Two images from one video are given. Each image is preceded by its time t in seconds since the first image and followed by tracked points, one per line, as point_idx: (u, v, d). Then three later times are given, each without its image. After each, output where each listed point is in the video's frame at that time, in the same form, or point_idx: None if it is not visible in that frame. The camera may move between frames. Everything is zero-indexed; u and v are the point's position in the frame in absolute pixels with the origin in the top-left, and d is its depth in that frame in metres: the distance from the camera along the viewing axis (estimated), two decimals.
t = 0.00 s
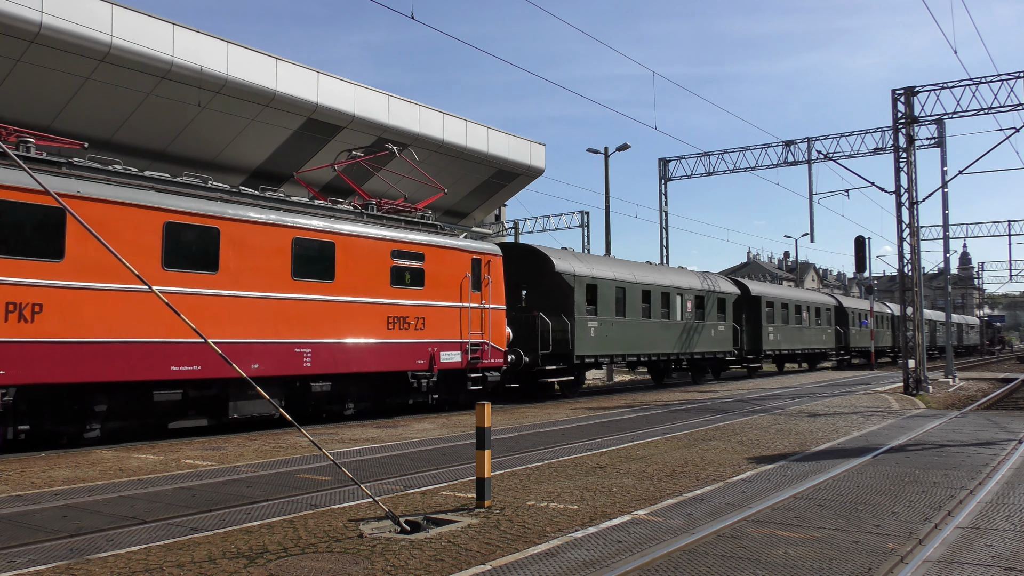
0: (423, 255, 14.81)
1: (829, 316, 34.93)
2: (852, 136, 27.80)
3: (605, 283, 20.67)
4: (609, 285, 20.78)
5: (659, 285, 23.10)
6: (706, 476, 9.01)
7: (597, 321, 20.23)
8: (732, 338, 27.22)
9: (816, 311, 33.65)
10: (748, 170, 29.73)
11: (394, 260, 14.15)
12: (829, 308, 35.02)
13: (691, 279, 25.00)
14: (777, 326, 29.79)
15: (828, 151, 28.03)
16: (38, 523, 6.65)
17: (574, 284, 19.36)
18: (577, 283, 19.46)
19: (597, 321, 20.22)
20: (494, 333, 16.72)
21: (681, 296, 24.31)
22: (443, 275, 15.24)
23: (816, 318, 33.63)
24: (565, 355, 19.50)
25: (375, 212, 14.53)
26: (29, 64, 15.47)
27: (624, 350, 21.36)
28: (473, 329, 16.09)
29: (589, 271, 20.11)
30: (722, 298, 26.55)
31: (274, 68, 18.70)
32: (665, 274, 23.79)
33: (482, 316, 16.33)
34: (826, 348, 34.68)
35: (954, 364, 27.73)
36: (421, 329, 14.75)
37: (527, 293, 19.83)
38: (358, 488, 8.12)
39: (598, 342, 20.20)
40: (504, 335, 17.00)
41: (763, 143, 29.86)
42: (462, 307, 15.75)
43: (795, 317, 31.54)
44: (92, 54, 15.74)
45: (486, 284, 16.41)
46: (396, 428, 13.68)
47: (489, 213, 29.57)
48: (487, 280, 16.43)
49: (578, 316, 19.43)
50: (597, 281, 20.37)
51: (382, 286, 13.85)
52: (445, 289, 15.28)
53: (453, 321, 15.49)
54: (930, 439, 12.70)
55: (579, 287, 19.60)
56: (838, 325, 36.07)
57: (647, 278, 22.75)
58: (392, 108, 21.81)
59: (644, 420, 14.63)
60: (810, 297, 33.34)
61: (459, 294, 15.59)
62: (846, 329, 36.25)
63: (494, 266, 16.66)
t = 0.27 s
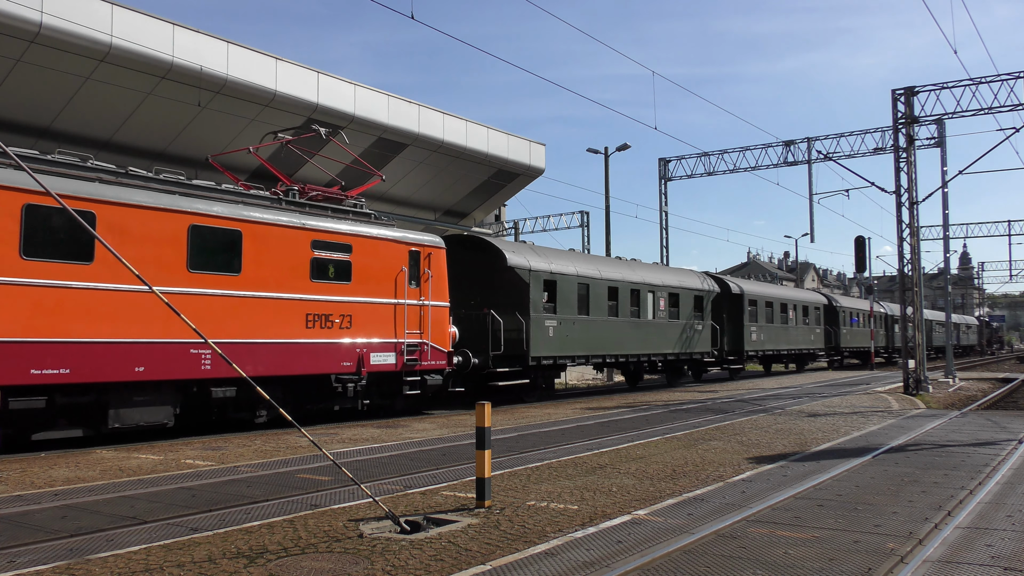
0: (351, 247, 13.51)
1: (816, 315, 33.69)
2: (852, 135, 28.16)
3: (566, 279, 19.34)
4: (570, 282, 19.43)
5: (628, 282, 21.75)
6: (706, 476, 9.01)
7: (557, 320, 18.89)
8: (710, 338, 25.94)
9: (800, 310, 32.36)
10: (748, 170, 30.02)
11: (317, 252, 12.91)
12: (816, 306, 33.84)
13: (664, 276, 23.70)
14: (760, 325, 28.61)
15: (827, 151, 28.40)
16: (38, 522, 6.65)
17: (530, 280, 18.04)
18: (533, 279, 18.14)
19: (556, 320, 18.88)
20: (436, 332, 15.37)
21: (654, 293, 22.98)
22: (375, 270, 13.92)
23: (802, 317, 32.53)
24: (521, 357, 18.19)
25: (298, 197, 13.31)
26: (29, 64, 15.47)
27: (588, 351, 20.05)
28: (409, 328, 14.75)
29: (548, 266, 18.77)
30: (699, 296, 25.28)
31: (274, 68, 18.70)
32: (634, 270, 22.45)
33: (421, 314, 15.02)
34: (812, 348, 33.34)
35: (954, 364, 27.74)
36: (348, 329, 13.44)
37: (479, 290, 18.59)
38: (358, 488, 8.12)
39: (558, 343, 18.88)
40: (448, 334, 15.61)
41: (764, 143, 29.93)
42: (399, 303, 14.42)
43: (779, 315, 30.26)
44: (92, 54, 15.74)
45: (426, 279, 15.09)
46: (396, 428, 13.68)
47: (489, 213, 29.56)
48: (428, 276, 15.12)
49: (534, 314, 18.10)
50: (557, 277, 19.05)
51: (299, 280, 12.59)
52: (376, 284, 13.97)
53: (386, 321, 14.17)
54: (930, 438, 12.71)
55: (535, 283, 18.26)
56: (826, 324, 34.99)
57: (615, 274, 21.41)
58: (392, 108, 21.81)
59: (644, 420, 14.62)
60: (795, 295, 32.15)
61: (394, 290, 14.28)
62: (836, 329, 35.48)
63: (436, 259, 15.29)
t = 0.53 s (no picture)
0: (262, 237, 12.14)
1: (803, 313, 32.55)
2: (852, 136, 29.09)
3: (520, 275, 17.92)
4: (523, 277, 18.00)
5: (591, 279, 20.27)
6: (707, 476, 9.01)
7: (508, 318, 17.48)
8: (685, 338, 24.60)
9: (785, 310, 31.14)
10: (748, 170, 30.95)
11: (218, 241, 11.52)
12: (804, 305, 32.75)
13: (634, 273, 22.28)
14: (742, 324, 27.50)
15: (828, 151, 29.22)
16: (38, 523, 6.65)
17: (477, 275, 16.65)
18: (481, 274, 16.76)
19: (507, 318, 17.45)
20: (364, 331, 13.90)
21: (621, 291, 21.55)
22: (292, 261, 12.55)
23: (788, 316, 31.44)
24: (466, 358, 16.79)
25: (201, 180, 11.99)
26: (29, 64, 15.47)
27: (544, 352, 18.62)
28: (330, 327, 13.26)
29: (498, 260, 17.37)
30: (672, 293, 23.95)
31: (274, 68, 18.70)
32: (600, 266, 21.03)
33: (346, 311, 13.56)
34: (798, 348, 32.10)
35: (954, 364, 27.74)
36: (258, 328, 12.01)
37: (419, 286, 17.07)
38: (358, 488, 8.11)
39: (509, 343, 17.49)
40: (379, 332, 14.15)
41: (764, 143, 29.98)
42: (319, 299, 13.04)
43: (762, 315, 29.11)
44: (92, 54, 15.75)
45: (353, 274, 13.69)
46: (396, 428, 13.67)
47: (489, 213, 29.58)
48: (355, 269, 13.74)
49: (482, 312, 16.69)
50: (509, 272, 17.63)
51: (199, 273, 11.23)
52: (290, 279, 12.54)
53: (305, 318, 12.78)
54: (930, 438, 12.71)
55: (483, 278, 16.84)
56: (814, 323, 33.96)
57: (576, 269, 19.96)
58: (392, 108, 21.81)
59: (643, 420, 14.62)
60: (781, 294, 30.99)
61: (314, 284, 12.93)
62: (826, 329, 34.48)
63: (366, 253, 13.93)
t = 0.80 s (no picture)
0: (168, 225, 11.02)
1: (789, 311, 31.56)
2: (852, 135, 28.79)
3: (475, 270, 16.73)
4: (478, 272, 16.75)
5: (555, 275, 18.99)
6: (707, 476, 9.00)
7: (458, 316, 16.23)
8: (662, 337, 23.50)
9: (771, 309, 30.13)
10: (748, 169, 30.82)
11: (113, 229, 10.39)
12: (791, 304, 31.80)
13: (605, 269, 21.00)
14: (723, 323, 26.52)
15: (827, 150, 29.07)
16: (38, 523, 6.65)
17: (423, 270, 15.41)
18: (430, 269, 15.54)
19: (457, 316, 16.22)
20: (291, 330, 12.78)
21: (589, 288, 20.27)
22: (205, 253, 11.44)
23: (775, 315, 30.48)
24: (411, 359, 15.62)
25: (102, 162, 10.84)
26: (29, 64, 15.47)
27: (502, 353, 17.41)
28: (248, 326, 12.11)
29: (449, 254, 16.11)
30: (647, 291, 22.75)
31: (274, 68, 18.70)
32: (567, 261, 19.76)
33: (270, 309, 12.45)
34: (785, 349, 31.06)
35: (954, 364, 27.74)
36: (162, 326, 10.99)
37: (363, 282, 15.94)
38: (358, 488, 8.11)
39: (460, 344, 16.26)
40: (308, 332, 13.09)
41: (764, 143, 30.00)
42: (236, 295, 11.92)
43: (745, 314, 28.13)
44: (92, 53, 15.74)
45: (278, 267, 12.58)
46: (396, 428, 13.66)
47: (489, 213, 29.60)
48: (279, 263, 12.61)
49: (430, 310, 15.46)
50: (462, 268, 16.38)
51: (92, 266, 10.15)
52: (200, 271, 11.39)
53: (221, 314, 11.67)
54: (930, 438, 12.71)
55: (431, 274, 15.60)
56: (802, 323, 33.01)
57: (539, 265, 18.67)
58: (392, 108, 21.81)
59: (643, 421, 14.62)
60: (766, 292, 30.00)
61: (231, 280, 11.81)
62: (816, 328, 33.55)
63: (293, 245, 12.79)
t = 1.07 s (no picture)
0: (31, 210, 9.72)
1: (772, 310, 30.26)
2: (852, 136, 28.30)
3: (413, 263, 15.22)
4: (417, 266, 15.29)
5: (508, 271, 17.55)
6: (707, 476, 9.00)
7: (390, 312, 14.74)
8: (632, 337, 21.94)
9: (753, 309, 28.79)
10: (748, 170, 30.23)
11: None
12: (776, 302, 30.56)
13: (567, 264, 19.60)
14: (701, 323, 25.12)
15: (828, 151, 28.55)
16: (38, 523, 6.65)
17: (352, 262, 13.95)
18: (358, 261, 14.05)
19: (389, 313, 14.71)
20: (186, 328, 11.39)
21: (548, 285, 18.83)
22: (78, 240, 10.12)
23: (758, 314, 29.20)
24: (335, 361, 14.16)
25: None
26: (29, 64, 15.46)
27: (444, 354, 15.90)
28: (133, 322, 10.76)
29: (383, 246, 14.64)
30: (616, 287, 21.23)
31: (274, 68, 18.69)
32: (524, 255, 18.34)
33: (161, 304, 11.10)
34: (767, 350, 29.71)
35: (954, 364, 27.72)
36: (20, 323, 9.56)
37: (289, 274, 14.47)
38: (358, 488, 8.11)
39: (393, 343, 14.80)
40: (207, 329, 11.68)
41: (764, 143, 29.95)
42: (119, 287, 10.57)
43: (725, 313, 26.75)
44: (92, 54, 15.74)
45: (170, 257, 11.24)
46: (396, 428, 13.66)
47: (489, 213, 29.59)
48: (172, 252, 11.27)
49: (357, 307, 14.00)
50: (398, 261, 14.91)
51: None
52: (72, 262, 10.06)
53: (97, 310, 10.27)
54: (930, 438, 12.71)
55: (360, 268, 14.12)
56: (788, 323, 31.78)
57: (490, 259, 17.23)
58: (392, 108, 21.81)
59: (643, 421, 14.62)
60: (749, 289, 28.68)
61: (115, 270, 10.49)
62: (804, 328, 32.46)
63: (188, 231, 11.49)
